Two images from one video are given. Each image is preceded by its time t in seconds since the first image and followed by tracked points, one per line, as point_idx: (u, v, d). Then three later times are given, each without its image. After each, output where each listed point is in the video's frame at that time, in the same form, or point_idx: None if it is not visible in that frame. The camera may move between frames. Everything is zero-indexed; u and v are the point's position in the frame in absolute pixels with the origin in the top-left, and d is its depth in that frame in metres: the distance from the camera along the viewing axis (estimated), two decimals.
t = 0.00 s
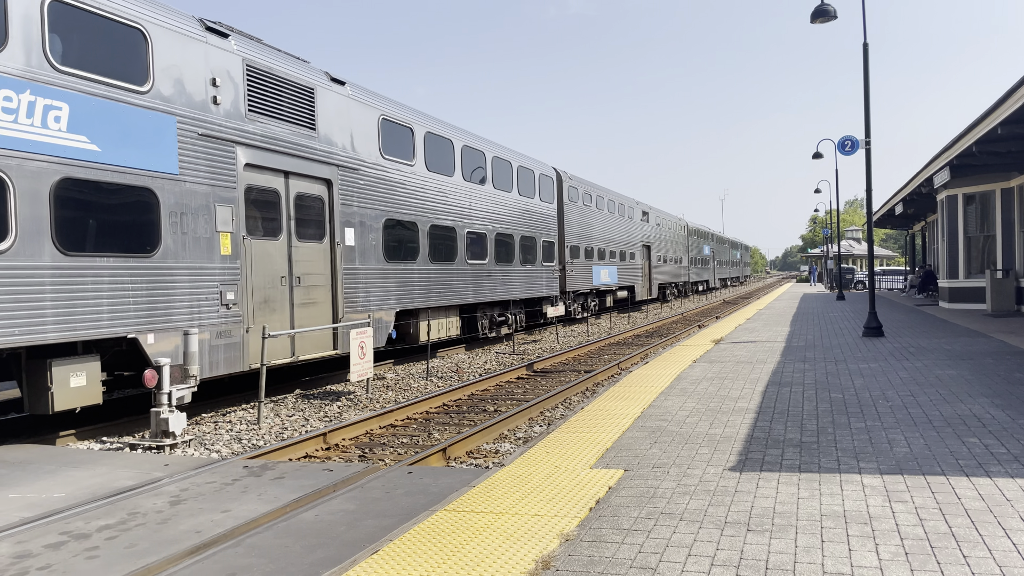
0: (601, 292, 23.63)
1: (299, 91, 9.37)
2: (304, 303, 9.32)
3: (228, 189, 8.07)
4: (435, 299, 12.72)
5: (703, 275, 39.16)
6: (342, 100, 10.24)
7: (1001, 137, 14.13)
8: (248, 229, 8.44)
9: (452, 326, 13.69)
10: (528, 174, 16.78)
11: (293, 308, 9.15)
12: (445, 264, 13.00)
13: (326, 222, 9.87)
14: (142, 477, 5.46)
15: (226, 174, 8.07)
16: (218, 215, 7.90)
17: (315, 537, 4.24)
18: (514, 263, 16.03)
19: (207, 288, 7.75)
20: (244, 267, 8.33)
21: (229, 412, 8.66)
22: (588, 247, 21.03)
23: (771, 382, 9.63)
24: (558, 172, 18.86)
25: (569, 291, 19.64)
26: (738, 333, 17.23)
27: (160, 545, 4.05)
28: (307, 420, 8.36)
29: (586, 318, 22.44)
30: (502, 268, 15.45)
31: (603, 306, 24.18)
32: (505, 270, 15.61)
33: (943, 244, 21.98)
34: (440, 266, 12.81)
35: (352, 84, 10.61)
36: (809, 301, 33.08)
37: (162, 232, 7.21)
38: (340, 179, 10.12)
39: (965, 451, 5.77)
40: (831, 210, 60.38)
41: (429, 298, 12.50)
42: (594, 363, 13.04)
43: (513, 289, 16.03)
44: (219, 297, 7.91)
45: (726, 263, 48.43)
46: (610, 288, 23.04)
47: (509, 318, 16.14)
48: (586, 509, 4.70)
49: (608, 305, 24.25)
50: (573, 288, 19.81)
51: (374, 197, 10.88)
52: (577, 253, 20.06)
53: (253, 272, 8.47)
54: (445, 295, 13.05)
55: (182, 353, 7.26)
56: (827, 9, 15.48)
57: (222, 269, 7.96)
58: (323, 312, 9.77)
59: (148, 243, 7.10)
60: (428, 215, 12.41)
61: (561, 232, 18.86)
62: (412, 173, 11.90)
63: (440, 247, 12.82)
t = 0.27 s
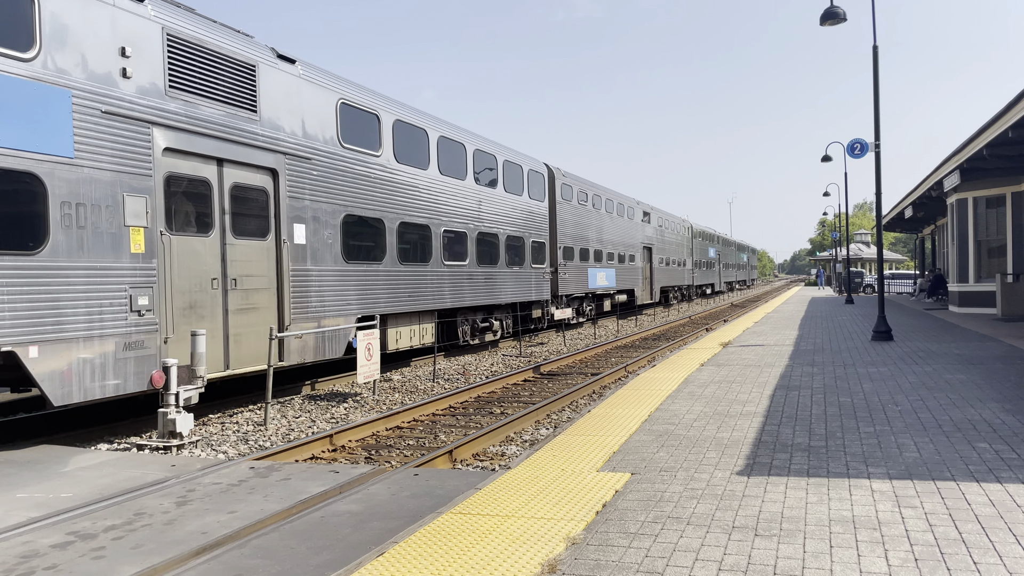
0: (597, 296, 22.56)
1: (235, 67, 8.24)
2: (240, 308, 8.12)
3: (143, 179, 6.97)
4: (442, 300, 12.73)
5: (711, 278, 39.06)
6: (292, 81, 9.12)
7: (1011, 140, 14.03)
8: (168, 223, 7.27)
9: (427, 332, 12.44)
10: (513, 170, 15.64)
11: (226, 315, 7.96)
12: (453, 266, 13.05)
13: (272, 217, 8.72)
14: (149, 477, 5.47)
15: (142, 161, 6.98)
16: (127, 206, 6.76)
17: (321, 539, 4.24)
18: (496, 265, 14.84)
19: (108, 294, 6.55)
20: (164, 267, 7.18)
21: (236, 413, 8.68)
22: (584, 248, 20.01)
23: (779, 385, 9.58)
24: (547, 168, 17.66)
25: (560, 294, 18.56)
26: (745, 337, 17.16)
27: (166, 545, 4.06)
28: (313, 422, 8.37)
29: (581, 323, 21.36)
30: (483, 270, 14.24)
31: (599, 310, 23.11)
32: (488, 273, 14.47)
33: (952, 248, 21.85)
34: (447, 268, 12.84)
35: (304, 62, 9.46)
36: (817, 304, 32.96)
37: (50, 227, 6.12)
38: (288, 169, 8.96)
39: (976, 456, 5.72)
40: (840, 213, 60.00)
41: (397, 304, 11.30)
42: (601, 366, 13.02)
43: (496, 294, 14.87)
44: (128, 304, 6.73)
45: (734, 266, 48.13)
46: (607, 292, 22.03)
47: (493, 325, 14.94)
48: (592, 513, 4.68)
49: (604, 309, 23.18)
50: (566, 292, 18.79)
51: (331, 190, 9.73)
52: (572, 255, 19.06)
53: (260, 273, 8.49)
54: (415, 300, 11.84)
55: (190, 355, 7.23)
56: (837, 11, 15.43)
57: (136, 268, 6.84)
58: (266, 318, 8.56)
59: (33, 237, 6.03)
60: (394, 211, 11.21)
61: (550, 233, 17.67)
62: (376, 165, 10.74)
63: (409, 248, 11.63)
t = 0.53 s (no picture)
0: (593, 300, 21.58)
1: (151, 36, 7.12)
2: (160, 316, 7.04)
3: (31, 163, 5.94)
4: (449, 303, 12.74)
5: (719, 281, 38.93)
6: (225, 56, 8.01)
7: None
8: (61, 216, 6.22)
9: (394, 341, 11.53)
10: (499, 163, 14.53)
11: (139, 323, 6.83)
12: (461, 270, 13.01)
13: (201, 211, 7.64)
14: (158, 479, 5.50)
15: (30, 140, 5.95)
16: (5, 195, 5.71)
17: (328, 542, 4.24)
18: (480, 266, 13.71)
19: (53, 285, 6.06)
20: (56, 267, 6.11)
21: (245, 416, 8.70)
22: (579, 249, 19.07)
23: (789, 389, 9.52)
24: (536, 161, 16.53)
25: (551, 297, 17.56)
26: (755, 340, 17.07)
27: (174, 547, 4.07)
28: (322, 424, 8.39)
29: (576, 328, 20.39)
30: (465, 272, 13.13)
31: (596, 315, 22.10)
32: (470, 275, 13.36)
33: (964, 251, 21.67)
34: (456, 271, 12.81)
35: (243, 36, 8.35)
36: (828, 308, 32.76)
37: None
38: (221, 156, 7.86)
39: (987, 461, 5.66)
40: (850, 216, 59.61)
41: (360, 308, 10.18)
42: (609, 369, 12.99)
43: (480, 298, 13.78)
44: (3, 311, 5.67)
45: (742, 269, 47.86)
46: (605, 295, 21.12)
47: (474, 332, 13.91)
48: (600, 517, 4.66)
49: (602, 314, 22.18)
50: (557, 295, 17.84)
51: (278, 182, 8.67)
52: (565, 258, 18.13)
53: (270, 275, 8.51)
54: (384, 304, 10.72)
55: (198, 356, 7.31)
56: (847, 13, 15.37)
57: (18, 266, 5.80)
58: (193, 327, 7.44)
59: None
60: (357, 205, 10.10)
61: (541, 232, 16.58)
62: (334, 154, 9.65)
63: (375, 247, 10.49)
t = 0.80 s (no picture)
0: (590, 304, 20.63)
1: (41, 0, 6.13)
2: (50, 327, 6.02)
3: None
4: (457, 306, 12.77)
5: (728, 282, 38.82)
6: (142, 26, 7.03)
7: None
8: None
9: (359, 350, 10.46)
10: (481, 157, 13.55)
11: (24, 334, 5.84)
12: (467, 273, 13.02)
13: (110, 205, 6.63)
14: (168, 482, 5.54)
15: None
16: None
17: (337, 544, 4.26)
18: (459, 267, 12.72)
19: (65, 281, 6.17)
20: None
21: (254, 418, 8.75)
22: (574, 250, 18.11)
23: (798, 391, 9.49)
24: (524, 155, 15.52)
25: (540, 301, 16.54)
26: (764, 342, 17.01)
27: (184, 550, 4.10)
28: (331, 427, 8.42)
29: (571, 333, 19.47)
30: (442, 275, 12.16)
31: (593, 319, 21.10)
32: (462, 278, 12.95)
33: (974, 252, 21.53)
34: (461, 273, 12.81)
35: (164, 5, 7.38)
36: (837, 309, 32.60)
37: None
38: (134, 140, 6.86)
39: (999, 464, 5.63)
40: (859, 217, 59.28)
41: (313, 314, 9.22)
42: (618, 371, 12.98)
43: (459, 303, 12.81)
44: None
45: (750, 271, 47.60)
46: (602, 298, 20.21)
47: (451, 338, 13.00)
48: (609, 519, 4.67)
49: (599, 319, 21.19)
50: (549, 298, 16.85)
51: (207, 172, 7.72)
52: (558, 260, 17.18)
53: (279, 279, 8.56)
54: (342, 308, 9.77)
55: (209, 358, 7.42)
56: (856, 14, 15.32)
57: None
58: (100, 339, 6.44)
59: None
60: (307, 199, 9.12)
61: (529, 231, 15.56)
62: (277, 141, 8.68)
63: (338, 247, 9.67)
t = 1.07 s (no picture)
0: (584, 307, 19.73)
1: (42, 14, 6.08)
2: None
3: None
4: (465, 307, 12.79)
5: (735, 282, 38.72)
6: None
7: None
8: None
9: (314, 358, 9.70)
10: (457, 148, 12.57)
11: None
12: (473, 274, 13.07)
13: None
14: (178, 484, 5.58)
15: None
16: None
17: (347, 546, 4.28)
18: (435, 267, 11.74)
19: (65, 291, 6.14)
20: None
21: (263, 420, 8.79)
22: (563, 249, 17.29)
23: (807, 391, 9.46)
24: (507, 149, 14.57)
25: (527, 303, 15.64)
26: (773, 342, 16.96)
27: (195, 552, 4.13)
28: (340, 428, 8.45)
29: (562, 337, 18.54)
30: (414, 276, 11.17)
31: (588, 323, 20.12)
32: (469, 279, 12.97)
33: (984, 250, 21.40)
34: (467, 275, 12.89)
35: None
36: (847, 308, 32.46)
37: None
38: (17, 120, 5.84)
39: (1010, 463, 5.60)
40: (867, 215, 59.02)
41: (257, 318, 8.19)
42: (626, 371, 12.97)
43: (435, 306, 11.82)
44: None
45: (758, 270, 47.45)
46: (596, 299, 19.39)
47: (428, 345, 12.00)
48: (618, 520, 4.67)
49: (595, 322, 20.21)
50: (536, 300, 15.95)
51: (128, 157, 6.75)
52: (547, 259, 16.39)
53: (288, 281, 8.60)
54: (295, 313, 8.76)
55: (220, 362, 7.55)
56: (863, 12, 15.27)
57: None
58: None
59: None
60: (246, 191, 8.08)
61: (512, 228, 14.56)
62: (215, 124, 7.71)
63: (299, 246, 8.86)
